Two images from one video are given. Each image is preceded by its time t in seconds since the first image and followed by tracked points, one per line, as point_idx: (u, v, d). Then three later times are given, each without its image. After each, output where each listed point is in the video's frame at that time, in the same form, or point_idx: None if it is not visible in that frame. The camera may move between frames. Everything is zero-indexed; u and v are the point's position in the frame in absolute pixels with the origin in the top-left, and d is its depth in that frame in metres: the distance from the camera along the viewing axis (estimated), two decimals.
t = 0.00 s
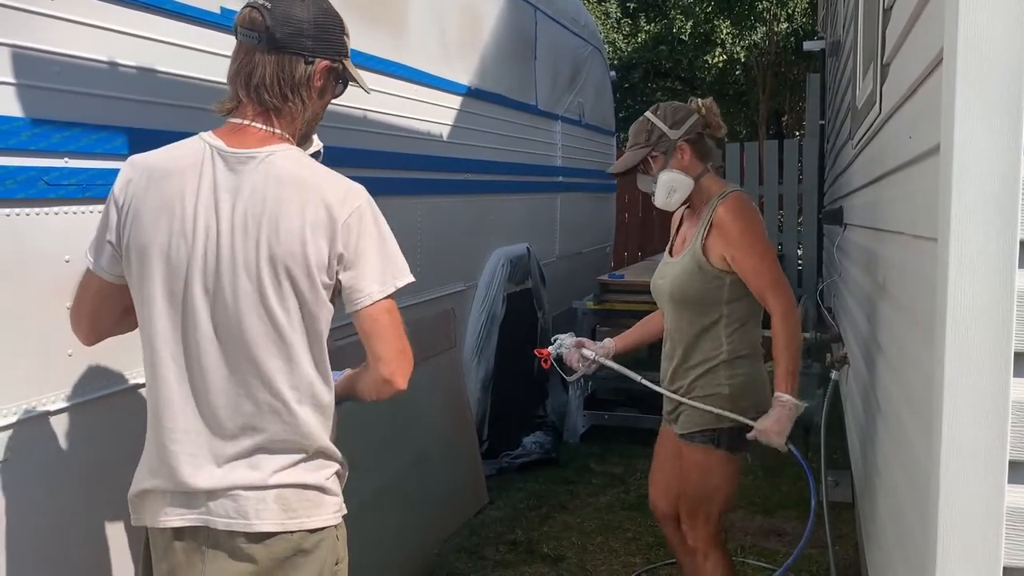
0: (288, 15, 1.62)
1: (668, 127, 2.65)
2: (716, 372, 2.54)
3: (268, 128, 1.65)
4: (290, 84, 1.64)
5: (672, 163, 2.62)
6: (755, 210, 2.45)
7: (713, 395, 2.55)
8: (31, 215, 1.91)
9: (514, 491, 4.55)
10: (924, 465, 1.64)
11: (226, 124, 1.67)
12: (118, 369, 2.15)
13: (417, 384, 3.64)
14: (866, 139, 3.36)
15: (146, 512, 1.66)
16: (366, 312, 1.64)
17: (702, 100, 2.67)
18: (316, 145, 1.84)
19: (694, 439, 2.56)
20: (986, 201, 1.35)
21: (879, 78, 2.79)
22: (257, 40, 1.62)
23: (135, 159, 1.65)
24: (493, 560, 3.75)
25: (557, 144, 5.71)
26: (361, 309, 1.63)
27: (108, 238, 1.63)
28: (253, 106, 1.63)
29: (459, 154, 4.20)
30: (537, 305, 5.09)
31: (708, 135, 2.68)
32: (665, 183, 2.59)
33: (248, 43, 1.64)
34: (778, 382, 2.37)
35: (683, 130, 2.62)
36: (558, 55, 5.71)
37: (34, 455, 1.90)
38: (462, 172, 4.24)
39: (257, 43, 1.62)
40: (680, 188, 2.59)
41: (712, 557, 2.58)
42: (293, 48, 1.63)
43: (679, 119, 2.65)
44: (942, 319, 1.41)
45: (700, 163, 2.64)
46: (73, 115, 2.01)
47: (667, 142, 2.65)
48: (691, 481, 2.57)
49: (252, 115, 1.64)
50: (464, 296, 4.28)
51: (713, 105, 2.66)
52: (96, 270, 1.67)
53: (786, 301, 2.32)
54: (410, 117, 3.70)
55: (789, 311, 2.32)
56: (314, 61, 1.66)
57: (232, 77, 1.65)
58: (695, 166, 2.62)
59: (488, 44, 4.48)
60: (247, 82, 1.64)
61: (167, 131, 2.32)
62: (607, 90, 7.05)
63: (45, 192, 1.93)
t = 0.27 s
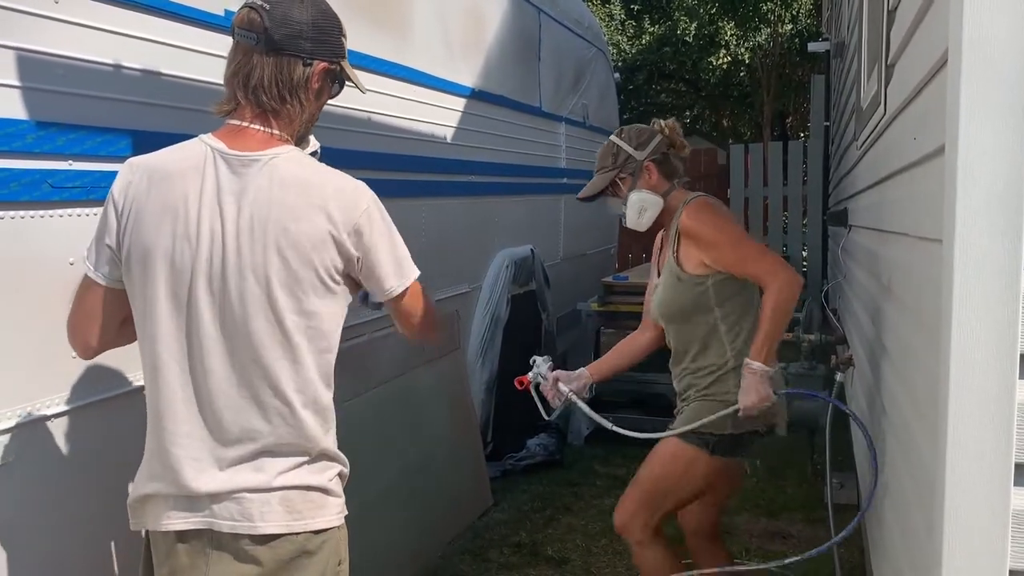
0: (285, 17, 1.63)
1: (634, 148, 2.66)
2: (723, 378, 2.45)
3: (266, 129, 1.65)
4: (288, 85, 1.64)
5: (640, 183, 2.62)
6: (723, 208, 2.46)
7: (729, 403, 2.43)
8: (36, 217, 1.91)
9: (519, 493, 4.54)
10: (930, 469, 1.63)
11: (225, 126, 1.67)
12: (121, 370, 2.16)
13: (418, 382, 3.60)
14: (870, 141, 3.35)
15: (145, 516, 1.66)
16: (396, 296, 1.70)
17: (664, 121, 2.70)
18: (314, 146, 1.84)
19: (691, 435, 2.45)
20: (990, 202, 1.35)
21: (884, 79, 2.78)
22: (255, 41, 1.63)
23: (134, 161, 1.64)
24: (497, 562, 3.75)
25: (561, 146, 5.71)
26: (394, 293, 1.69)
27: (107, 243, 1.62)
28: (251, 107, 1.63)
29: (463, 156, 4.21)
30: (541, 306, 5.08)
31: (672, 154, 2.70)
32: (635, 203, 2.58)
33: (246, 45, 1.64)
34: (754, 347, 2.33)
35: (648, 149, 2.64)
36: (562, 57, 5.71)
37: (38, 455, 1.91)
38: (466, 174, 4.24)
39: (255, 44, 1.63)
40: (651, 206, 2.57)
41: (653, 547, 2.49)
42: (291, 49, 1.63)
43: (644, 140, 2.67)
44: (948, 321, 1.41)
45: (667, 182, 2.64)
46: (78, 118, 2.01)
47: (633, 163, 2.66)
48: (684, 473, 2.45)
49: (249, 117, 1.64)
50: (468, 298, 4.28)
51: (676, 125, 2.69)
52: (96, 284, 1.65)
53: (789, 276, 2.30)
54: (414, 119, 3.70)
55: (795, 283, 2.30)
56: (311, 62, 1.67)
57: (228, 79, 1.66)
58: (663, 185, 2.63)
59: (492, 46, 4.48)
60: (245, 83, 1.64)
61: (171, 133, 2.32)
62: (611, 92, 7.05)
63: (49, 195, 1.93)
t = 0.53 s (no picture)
0: (287, 22, 1.63)
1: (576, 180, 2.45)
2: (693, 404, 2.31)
3: (266, 133, 1.65)
4: (289, 90, 1.65)
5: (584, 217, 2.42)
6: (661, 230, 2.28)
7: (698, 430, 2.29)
8: (37, 221, 1.91)
9: (521, 496, 4.54)
10: (932, 472, 1.63)
11: (224, 129, 1.67)
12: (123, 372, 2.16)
13: (420, 383, 3.60)
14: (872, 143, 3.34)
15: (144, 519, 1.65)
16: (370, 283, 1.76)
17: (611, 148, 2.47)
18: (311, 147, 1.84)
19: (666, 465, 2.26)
20: (991, 202, 1.34)
21: (885, 80, 2.77)
22: (255, 45, 1.62)
23: (131, 165, 1.63)
24: (499, 565, 3.74)
25: (563, 148, 5.71)
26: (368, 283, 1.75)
27: (103, 248, 1.61)
28: (251, 110, 1.63)
29: (465, 158, 4.20)
30: (543, 309, 5.07)
31: (621, 183, 2.47)
32: (579, 240, 2.40)
33: (246, 48, 1.63)
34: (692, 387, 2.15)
35: (591, 182, 2.42)
36: (563, 59, 5.71)
37: (39, 458, 1.91)
38: (468, 176, 4.24)
39: (256, 48, 1.62)
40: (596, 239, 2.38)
41: None
42: (292, 53, 1.63)
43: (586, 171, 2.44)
44: (949, 322, 1.40)
45: (614, 213, 2.44)
46: (79, 122, 2.01)
47: (575, 195, 2.45)
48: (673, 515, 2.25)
49: (249, 120, 1.64)
50: (470, 300, 4.28)
51: (625, 154, 2.45)
52: (96, 293, 1.64)
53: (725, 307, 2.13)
54: (416, 122, 3.70)
55: (733, 314, 2.13)
56: (311, 67, 1.67)
57: (227, 82, 1.65)
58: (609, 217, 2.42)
59: (493, 48, 4.48)
60: (245, 86, 1.63)
61: (172, 137, 2.33)
62: (613, 94, 7.05)
63: (50, 199, 1.93)
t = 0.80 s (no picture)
0: (315, 27, 1.66)
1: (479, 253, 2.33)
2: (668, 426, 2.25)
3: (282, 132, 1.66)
4: (309, 92, 1.67)
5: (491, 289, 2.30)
6: (575, 286, 2.18)
7: (676, 454, 2.23)
8: (37, 222, 1.91)
9: (522, 497, 4.54)
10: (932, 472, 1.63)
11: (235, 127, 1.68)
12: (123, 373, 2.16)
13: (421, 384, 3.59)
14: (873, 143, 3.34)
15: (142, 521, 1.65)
16: (365, 324, 1.65)
17: (514, 217, 2.35)
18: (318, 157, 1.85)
19: (649, 485, 2.25)
20: (991, 202, 1.33)
21: (885, 80, 2.76)
22: (281, 46, 1.65)
23: (135, 159, 1.65)
24: (500, 567, 3.74)
25: (563, 149, 5.71)
26: (360, 320, 1.64)
27: (105, 237, 1.62)
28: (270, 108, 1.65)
29: (465, 160, 4.20)
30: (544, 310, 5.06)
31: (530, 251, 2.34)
32: (486, 314, 2.27)
33: (270, 49, 1.66)
34: (586, 489, 2.20)
35: (494, 253, 2.30)
36: (564, 60, 5.71)
37: (38, 460, 1.91)
38: (468, 178, 4.24)
39: (281, 49, 1.65)
40: (506, 310, 2.26)
41: None
42: (316, 58, 1.66)
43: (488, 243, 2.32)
44: (950, 322, 1.40)
45: (523, 283, 2.32)
46: (78, 123, 2.01)
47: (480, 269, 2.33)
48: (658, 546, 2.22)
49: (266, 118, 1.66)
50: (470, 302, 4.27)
51: (528, 220, 2.32)
52: (96, 279, 1.65)
53: (618, 400, 2.09)
54: (417, 123, 3.70)
55: (624, 411, 2.09)
56: (332, 75, 1.70)
57: (247, 80, 1.66)
58: (517, 286, 2.31)
59: (493, 50, 4.48)
60: (266, 85, 1.65)
61: (171, 138, 2.33)
62: (614, 96, 7.06)
63: (50, 200, 1.93)
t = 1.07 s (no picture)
0: (357, 42, 1.69)
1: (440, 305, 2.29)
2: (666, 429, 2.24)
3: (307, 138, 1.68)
4: (342, 104, 1.68)
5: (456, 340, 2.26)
6: (544, 319, 2.16)
7: (677, 457, 2.22)
8: (36, 220, 1.91)
9: (522, 497, 4.54)
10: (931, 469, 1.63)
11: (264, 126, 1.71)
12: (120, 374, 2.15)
13: (417, 383, 3.58)
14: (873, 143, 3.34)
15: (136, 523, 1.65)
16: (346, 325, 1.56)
17: (471, 263, 2.30)
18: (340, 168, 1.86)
19: (650, 488, 2.26)
20: (991, 201, 1.33)
21: (886, 79, 2.76)
22: (322, 57, 1.67)
23: (160, 150, 1.69)
24: (499, 567, 3.74)
25: (564, 149, 5.70)
26: (336, 320, 1.56)
27: (118, 220, 1.65)
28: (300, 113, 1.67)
29: (465, 159, 4.20)
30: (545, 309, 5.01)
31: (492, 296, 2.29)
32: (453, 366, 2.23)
33: (310, 58, 1.68)
34: (579, 528, 2.18)
35: (453, 303, 2.25)
36: (564, 60, 5.70)
37: (35, 460, 1.90)
38: (468, 177, 4.23)
39: (321, 59, 1.67)
40: (473, 358, 2.21)
41: None
42: (353, 71, 1.69)
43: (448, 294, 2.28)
44: (950, 318, 1.40)
45: (488, 328, 2.27)
46: (76, 122, 2.01)
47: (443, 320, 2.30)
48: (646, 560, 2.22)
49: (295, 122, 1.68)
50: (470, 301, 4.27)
51: (484, 264, 2.28)
52: (107, 260, 1.65)
53: (598, 434, 2.08)
54: (417, 123, 3.70)
55: (604, 446, 2.08)
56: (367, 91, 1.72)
57: (284, 85, 1.69)
58: (481, 332, 2.26)
59: (493, 49, 4.47)
60: (301, 91, 1.67)
61: (170, 137, 2.32)
62: (614, 95, 7.05)
63: (49, 199, 1.93)
